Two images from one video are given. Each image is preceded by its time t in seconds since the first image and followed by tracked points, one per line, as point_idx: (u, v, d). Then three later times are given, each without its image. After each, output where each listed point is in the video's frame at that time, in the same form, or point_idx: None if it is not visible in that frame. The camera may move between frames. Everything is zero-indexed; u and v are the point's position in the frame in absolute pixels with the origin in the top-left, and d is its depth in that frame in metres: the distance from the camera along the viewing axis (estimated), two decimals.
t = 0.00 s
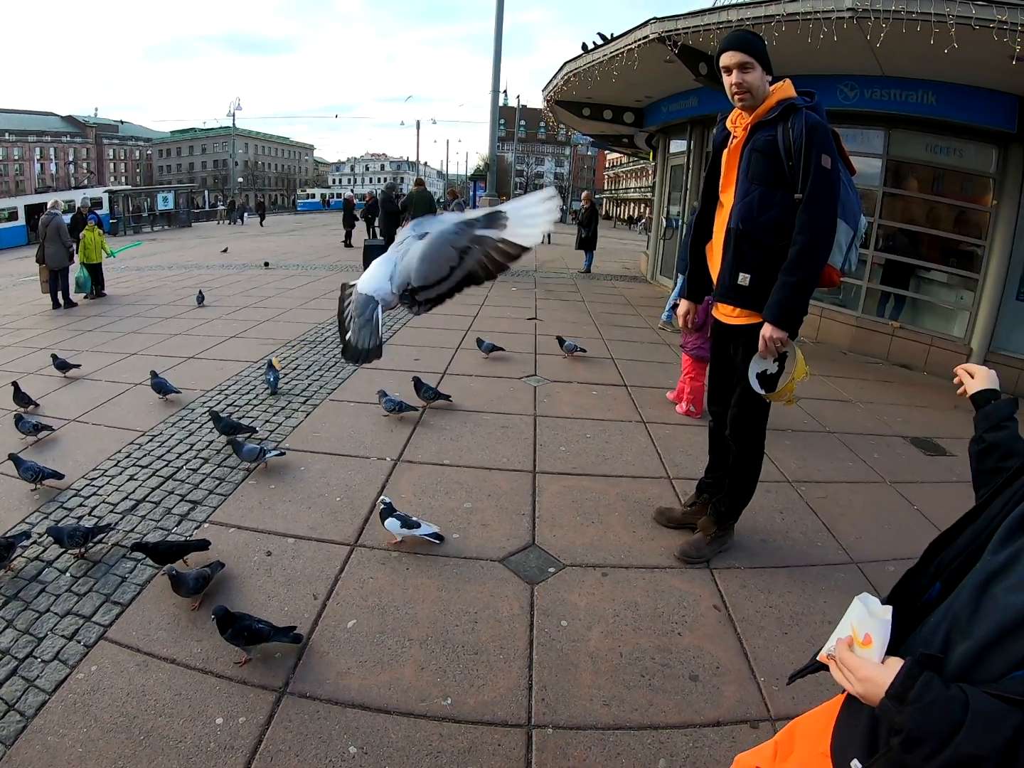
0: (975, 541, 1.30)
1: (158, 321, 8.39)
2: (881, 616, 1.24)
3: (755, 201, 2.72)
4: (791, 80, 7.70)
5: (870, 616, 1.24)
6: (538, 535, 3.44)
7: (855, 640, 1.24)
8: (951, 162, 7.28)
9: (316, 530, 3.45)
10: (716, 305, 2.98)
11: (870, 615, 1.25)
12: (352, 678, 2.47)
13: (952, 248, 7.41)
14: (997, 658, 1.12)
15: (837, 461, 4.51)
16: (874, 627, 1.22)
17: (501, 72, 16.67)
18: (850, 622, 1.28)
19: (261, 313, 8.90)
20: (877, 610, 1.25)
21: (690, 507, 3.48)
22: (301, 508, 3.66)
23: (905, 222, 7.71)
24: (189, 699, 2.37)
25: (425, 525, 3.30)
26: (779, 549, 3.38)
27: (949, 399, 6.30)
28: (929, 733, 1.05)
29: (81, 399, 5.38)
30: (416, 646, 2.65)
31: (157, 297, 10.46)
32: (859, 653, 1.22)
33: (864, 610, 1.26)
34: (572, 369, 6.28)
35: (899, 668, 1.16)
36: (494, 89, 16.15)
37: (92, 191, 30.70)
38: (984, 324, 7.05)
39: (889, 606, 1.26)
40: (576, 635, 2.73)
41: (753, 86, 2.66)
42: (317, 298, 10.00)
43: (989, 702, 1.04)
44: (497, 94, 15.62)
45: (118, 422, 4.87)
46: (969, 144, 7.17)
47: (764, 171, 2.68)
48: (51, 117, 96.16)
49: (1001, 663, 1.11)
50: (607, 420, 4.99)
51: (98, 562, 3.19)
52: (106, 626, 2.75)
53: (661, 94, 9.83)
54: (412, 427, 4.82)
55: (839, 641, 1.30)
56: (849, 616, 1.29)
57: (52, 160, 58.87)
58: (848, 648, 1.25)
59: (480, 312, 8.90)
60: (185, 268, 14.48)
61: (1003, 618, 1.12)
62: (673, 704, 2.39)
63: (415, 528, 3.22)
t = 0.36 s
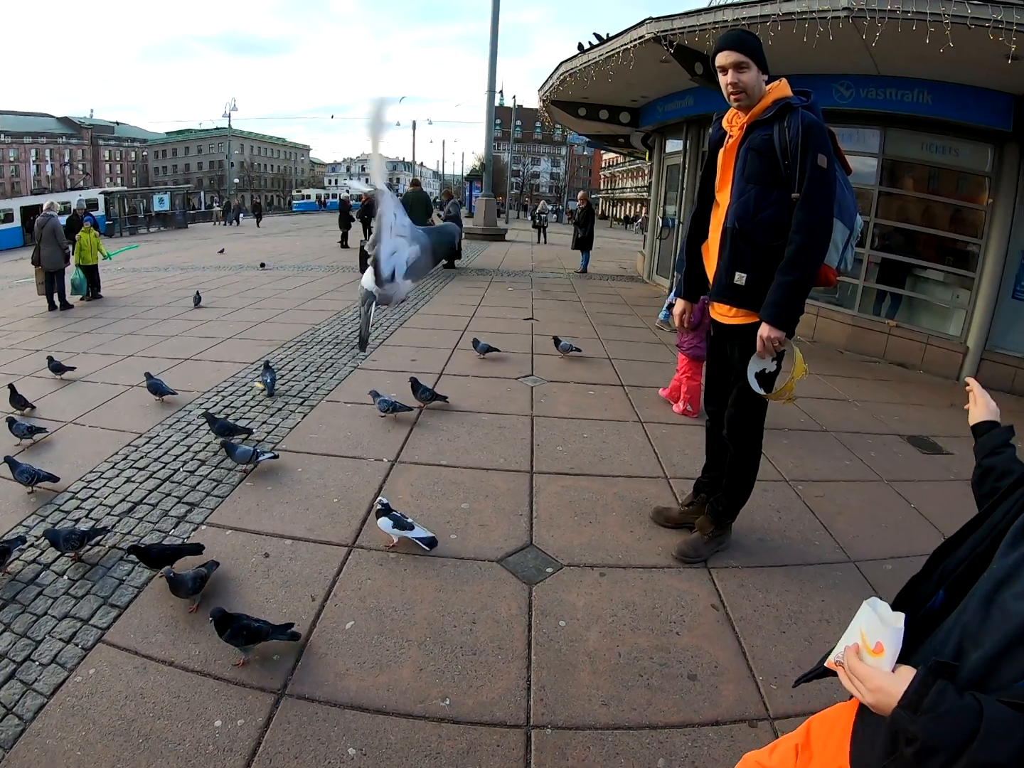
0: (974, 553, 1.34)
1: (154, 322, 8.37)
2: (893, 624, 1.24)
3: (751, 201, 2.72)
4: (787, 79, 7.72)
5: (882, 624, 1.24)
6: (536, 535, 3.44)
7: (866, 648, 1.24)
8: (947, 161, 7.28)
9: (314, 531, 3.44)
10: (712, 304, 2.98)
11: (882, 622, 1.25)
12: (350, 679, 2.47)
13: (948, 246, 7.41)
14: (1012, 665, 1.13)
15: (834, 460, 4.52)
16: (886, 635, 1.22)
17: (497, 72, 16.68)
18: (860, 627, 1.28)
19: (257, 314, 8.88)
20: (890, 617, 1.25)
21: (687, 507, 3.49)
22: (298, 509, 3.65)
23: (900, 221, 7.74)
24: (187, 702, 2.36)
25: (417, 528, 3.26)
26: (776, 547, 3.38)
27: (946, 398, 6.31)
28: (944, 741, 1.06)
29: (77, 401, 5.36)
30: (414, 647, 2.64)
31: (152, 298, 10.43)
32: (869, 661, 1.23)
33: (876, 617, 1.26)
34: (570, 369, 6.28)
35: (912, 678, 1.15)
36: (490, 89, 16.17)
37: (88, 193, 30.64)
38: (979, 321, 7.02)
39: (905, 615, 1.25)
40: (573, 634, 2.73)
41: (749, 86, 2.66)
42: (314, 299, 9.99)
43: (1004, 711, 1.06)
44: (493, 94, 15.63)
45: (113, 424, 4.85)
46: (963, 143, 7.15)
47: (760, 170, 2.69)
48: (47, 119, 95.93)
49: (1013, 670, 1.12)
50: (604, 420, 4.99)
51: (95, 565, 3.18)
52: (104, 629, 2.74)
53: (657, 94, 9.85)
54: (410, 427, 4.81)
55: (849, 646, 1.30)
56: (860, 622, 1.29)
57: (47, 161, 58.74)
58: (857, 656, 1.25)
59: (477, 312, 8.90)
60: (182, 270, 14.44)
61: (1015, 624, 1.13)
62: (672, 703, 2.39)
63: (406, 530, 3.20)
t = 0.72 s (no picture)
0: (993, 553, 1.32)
1: (148, 324, 8.33)
2: (890, 647, 1.27)
3: (746, 200, 2.72)
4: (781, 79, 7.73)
5: (880, 647, 1.27)
6: (533, 535, 3.43)
7: (866, 672, 1.26)
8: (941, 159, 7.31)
9: (310, 533, 3.43)
10: (707, 303, 2.97)
11: (878, 646, 1.27)
12: (347, 681, 2.46)
13: (942, 244, 7.44)
14: None
15: (830, 458, 4.52)
16: (885, 659, 1.25)
17: (490, 73, 16.67)
18: (856, 652, 1.31)
19: (251, 316, 8.85)
20: (886, 640, 1.28)
21: (683, 506, 3.49)
22: (294, 512, 3.64)
23: (894, 219, 7.74)
24: (185, 705, 2.35)
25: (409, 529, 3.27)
26: (772, 546, 3.39)
27: (942, 396, 6.33)
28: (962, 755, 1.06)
29: (71, 404, 5.34)
30: (412, 649, 2.63)
31: (146, 300, 10.39)
32: (872, 685, 1.24)
33: (872, 641, 1.28)
34: (565, 369, 6.28)
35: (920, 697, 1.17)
36: (484, 89, 16.16)
37: (81, 195, 30.53)
38: (976, 316, 7.06)
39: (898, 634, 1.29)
40: (571, 635, 2.73)
41: (743, 85, 2.66)
42: (308, 300, 9.96)
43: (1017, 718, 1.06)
44: (487, 94, 15.62)
45: (108, 427, 4.83)
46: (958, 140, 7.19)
47: (754, 169, 2.69)
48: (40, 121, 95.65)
49: None
50: (600, 419, 4.99)
51: (91, 569, 3.17)
52: (101, 633, 2.73)
53: (651, 94, 9.85)
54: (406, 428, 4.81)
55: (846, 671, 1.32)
56: (856, 647, 1.31)
57: (40, 164, 58.53)
58: (858, 680, 1.26)
59: (472, 313, 8.88)
60: (176, 271, 14.38)
61: None
62: (670, 703, 2.39)
63: (401, 532, 3.21)
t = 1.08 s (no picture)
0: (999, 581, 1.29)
1: (137, 329, 8.28)
2: (959, 599, 1.24)
3: (735, 198, 2.72)
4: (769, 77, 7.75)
5: (951, 597, 1.24)
6: (526, 535, 3.43)
7: (932, 617, 1.22)
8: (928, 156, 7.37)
9: (303, 536, 3.42)
10: (696, 301, 2.98)
11: (949, 597, 1.24)
12: (343, 685, 2.45)
13: (931, 240, 7.49)
14: None
15: (821, 454, 4.54)
16: (955, 608, 1.22)
17: (478, 73, 16.67)
18: (920, 598, 1.27)
19: (241, 319, 8.82)
20: (955, 592, 1.25)
21: (676, 503, 3.49)
22: (286, 515, 3.62)
23: (883, 216, 7.76)
24: (180, 712, 2.33)
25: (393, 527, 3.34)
26: (766, 542, 3.40)
27: (933, 391, 6.36)
28: None
29: (60, 410, 5.29)
30: (406, 651, 2.62)
31: (135, 305, 10.33)
32: (937, 630, 1.20)
33: (944, 591, 1.26)
34: (557, 369, 6.27)
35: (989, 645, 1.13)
36: (472, 89, 16.15)
37: (69, 199, 30.36)
38: (965, 310, 7.11)
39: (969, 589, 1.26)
40: (566, 634, 2.72)
41: (730, 84, 2.67)
42: (298, 303, 9.93)
43: None
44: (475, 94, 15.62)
45: (98, 433, 4.80)
46: (944, 137, 7.25)
47: (744, 167, 2.69)
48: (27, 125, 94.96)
49: None
50: (592, 418, 4.99)
51: (83, 576, 3.14)
52: (94, 640, 2.71)
53: (639, 93, 9.88)
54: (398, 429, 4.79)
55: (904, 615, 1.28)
56: (921, 593, 1.28)
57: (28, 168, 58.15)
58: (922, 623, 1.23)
59: (463, 313, 8.88)
60: (165, 275, 14.31)
61: None
62: (667, 701, 2.39)
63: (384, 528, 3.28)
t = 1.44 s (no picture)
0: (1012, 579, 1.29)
1: (127, 332, 8.23)
2: (992, 566, 1.22)
3: (725, 196, 2.73)
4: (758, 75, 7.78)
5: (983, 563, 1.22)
6: (519, 536, 3.42)
7: (966, 584, 1.20)
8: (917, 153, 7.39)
9: (296, 540, 3.40)
10: (686, 300, 2.98)
11: (981, 563, 1.22)
12: (338, 688, 2.44)
13: (921, 237, 7.54)
14: None
15: (813, 451, 4.56)
16: (988, 574, 1.20)
17: (467, 74, 16.65)
18: (953, 567, 1.25)
19: (232, 321, 8.77)
20: (986, 559, 1.23)
21: (670, 502, 3.50)
22: (279, 519, 3.61)
23: (872, 213, 7.78)
24: (175, 718, 2.32)
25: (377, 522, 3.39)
26: (759, 540, 3.40)
27: (925, 387, 6.39)
28: None
29: (50, 415, 5.25)
30: (401, 654, 2.61)
31: (124, 308, 10.25)
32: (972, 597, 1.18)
33: (974, 558, 1.23)
34: (549, 369, 6.27)
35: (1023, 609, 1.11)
36: (461, 90, 16.13)
37: (57, 203, 30.14)
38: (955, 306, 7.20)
39: (997, 554, 1.24)
40: (561, 635, 2.72)
41: (719, 82, 2.67)
42: (289, 305, 9.89)
43: None
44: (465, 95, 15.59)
45: (89, 438, 4.77)
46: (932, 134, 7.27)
47: (734, 165, 2.69)
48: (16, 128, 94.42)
49: None
50: (585, 418, 4.99)
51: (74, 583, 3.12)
52: (88, 647, 2.69)
53: (629, 92, 9.89)
54: (391, 431, 4.78)
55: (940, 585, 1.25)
56: (954, 561, 1.25)
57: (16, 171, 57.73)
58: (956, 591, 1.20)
59: (454, 314, 8.86)
60: (156, 278, 14.22)
61: None
62: (664, 700, 2.39)
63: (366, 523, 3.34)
